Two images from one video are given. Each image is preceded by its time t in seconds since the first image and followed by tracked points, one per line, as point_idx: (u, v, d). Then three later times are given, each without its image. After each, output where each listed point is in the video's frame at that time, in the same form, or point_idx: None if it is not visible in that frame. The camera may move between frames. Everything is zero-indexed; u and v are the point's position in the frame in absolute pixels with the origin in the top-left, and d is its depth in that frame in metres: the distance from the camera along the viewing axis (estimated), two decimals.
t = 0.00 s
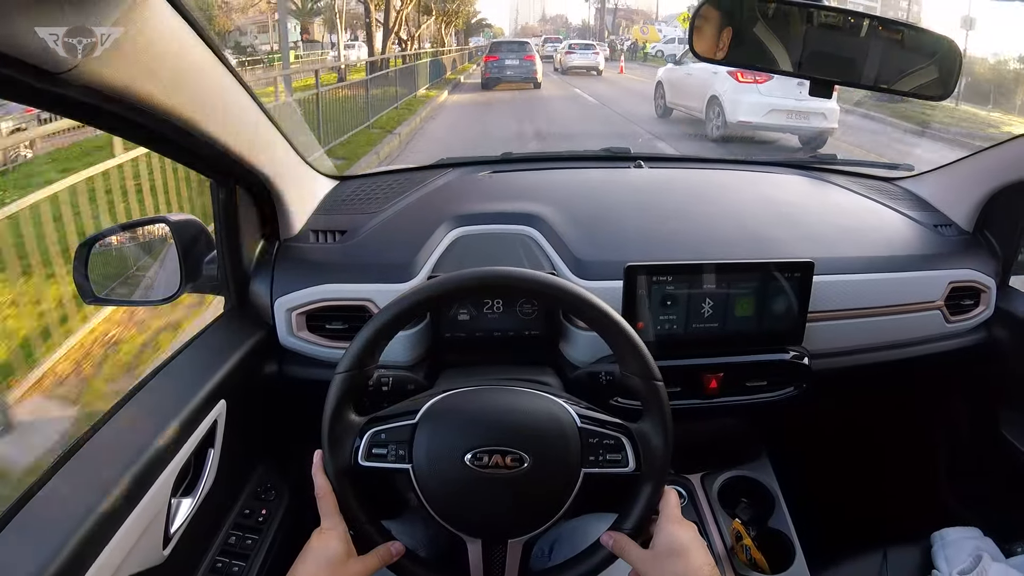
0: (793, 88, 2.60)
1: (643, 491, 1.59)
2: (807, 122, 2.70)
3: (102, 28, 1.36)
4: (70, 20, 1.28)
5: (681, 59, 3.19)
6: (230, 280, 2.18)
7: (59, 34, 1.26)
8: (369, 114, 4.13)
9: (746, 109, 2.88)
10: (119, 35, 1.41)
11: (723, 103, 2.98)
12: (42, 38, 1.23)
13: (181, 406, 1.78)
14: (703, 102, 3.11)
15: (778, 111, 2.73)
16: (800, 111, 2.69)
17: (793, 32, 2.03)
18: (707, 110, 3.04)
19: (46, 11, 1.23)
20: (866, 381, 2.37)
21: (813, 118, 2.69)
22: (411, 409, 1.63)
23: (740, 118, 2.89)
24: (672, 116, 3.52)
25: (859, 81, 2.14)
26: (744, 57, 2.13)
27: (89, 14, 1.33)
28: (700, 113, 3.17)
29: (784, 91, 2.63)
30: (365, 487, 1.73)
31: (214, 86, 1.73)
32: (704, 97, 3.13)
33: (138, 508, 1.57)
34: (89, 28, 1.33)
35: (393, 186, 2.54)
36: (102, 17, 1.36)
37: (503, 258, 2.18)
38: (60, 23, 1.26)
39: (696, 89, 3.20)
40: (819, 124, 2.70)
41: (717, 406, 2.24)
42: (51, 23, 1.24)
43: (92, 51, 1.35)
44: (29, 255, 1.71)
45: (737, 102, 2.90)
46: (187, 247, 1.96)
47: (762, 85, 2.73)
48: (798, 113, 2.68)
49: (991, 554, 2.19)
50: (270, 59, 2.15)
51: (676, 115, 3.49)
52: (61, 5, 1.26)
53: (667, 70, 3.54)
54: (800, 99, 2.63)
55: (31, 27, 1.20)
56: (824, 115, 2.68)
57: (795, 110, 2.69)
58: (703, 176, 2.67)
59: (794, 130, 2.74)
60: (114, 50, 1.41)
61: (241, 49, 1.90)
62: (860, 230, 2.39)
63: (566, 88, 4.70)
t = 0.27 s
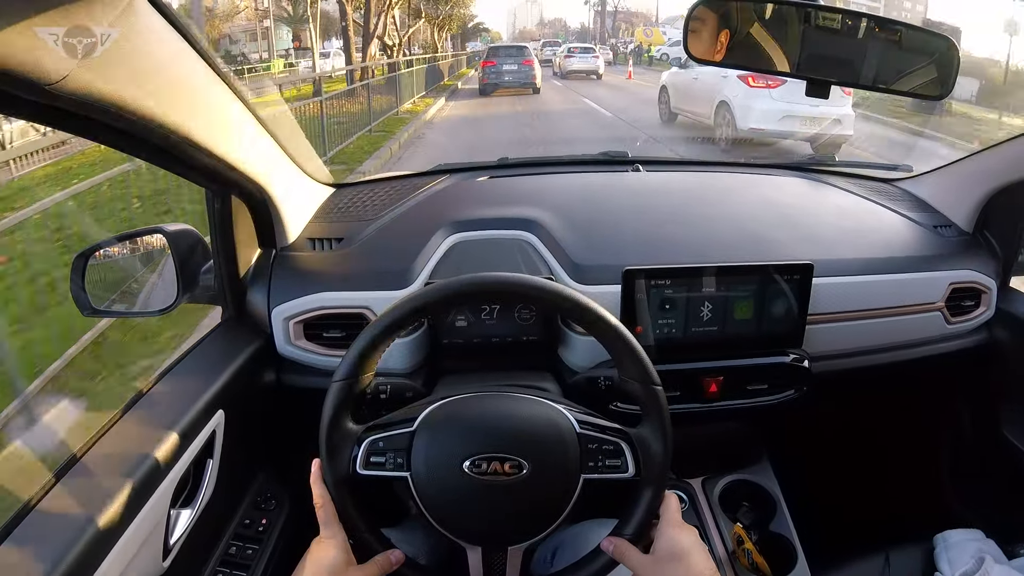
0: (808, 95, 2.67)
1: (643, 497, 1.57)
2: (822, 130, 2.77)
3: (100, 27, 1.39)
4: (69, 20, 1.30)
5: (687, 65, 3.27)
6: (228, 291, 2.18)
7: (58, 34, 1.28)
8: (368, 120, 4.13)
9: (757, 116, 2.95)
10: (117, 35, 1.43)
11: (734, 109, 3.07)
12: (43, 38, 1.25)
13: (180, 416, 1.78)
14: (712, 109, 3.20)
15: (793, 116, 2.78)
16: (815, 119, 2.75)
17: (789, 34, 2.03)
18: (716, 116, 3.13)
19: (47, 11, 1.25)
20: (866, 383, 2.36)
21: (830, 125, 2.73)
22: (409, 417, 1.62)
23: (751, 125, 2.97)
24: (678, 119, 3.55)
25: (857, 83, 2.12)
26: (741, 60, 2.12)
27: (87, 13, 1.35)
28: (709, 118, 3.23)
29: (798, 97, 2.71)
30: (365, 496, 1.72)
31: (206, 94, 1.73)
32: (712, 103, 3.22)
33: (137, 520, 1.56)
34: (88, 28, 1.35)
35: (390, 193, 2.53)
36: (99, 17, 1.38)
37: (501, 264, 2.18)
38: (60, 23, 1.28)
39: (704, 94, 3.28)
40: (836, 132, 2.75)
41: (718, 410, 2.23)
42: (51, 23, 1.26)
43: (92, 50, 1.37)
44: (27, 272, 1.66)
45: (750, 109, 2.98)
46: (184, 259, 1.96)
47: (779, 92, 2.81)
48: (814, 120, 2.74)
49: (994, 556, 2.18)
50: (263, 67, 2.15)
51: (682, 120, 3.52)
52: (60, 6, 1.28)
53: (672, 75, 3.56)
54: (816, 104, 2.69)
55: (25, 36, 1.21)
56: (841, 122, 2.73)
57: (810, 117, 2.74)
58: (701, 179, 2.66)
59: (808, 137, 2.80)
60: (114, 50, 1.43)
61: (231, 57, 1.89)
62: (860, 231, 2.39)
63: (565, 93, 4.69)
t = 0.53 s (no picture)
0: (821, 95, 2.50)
1: (641, 498, 1.56)
2: (835, 131, 2.64)
3: (102, 28, 1.39)
4: (69, 20, 1.31)
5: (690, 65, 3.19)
6: (223, 295, 2.17)
7: (59, 34, 1.30)
8: (366, 122, 4.11)
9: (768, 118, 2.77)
10: (118, 37, 1.44)
11: (741, 110, 2.90)
12: (43, 38, 1.27)
13: (177, 421, 1.77)
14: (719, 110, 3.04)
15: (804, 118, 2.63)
16: (828, 120, 2.62)
17: (790, 31, 2.00)
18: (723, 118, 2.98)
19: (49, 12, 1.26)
20: (867, 381, 2.35)
21: (842, 126, 2.64)
22: (405, 419, 1.61)
23: (762, 127, 2.79)
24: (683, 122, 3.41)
25: (852, 77, 2.13)
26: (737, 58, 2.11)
27: (88, 15, 1.36)
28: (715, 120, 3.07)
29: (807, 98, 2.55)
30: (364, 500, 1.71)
31: (201, 98, 1.73)
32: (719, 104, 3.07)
33: (135, 528, 1.56)
34: (88, 28, 1.36)
35: (386, 195, 2.52)
36: (100, 17, 1.39)
37: (498, 265, 2.17)
38: (61, 23, 1.30)
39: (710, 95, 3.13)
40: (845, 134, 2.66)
41: (718, 410, 2.22)
42: (52, 23, 1.28)
43: (92, 51, 1.38)
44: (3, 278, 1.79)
45: (761, 109, 2.79)
46: (179, 263, 1.95)
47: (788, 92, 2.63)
48: (826, 122, 2.61)
49: (996, 555, 2.18)
50: (250, 71, 2.14)
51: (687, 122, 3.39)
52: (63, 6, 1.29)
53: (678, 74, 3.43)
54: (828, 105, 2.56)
55: (20, 40, 1.23)
56: (852, 122, 2.64)
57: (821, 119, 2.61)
58: (700, 178, 2.65)
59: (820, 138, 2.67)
60: (114, 50, 1.44)
61: (222, 61, 1.89)
62: (859, 229, 2.37)
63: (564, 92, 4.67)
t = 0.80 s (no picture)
0: (834, 97, 2.49)
1: (641, 497, 1.56)
2: (847, 133, 2.62)
3: (102, 28, 1.40)
4: (69, 16, 1.31)
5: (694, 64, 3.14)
6: (224, 292, 2.15)
7: (58, 34, 1.29)
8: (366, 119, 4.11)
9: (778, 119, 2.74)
10: (119, 35, 1.44)
11: (750, 110, 2.86)
12: (42, 38, 1.26)
13: (178, 418, 1.77)
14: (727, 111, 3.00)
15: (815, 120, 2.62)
16: (840, 121, 2.60)
17: (790, 32, 2.00)
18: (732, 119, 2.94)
19: (46, 12, 1.25)
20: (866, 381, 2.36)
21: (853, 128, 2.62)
22: (406, 417, 1.61)
23: (774, 129, 2.76)
24: (686, 122, 3.36)
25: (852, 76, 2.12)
26: (739, 57, 2.11)
27: (88, 15, 1.36)
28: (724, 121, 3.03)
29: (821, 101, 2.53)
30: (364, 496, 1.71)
31: (202, 95, 1.73)
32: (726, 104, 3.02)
33: (135, 523, 1.56)
34: (88, 27, 1.36)
35: (387, 192, 2.52)
36: (100, 16, 1.39)
37: (499, 263, 2.16)
38: (60, 23, 1.29)
39: (716, 96, 3.08)
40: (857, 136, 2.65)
41: (717, 409, 2.22)
42: (50, 23, 1.27)
43: (92, 50, 1.38)
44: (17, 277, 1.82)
45: (772, 110, 2.76)
46: (180, 260, 1.95)
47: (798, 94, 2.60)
48: (839, 124, 2.59)
49: (995, 556, 2.19)
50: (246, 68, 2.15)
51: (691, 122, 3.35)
52: (62, 7, 1.28)
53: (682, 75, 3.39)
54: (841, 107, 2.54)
55: (23, 43, 1.22)
56: (865, 125, 2.63)
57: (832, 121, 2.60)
58: (701, 177, 2.65)
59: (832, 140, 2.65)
60: (115, 49, 1.44)
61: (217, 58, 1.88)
62: (859, 229, 2.37)
63: (565, 89, 4.67)
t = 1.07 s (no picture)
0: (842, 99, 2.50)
1: (642, 500, 1.55)
2: (854, 136, 2.64)
3: (102, 28, 1.38)
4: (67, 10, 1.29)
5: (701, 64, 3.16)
6: (224, 291, 2.15)
7: (58, 34, 1.28)
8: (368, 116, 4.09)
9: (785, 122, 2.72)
10: (119, 35, 1.43)
11: (756, 112, 2.86)
12: (42, 38, 1.25)
13: (176, 417, 1.76)
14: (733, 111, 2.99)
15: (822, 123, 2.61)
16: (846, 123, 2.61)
17: (793, 33, 1.99)
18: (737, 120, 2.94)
19: (45, 12, 1.24)
20: (868, 384, 2.35)
21: (860, 131, 2.62)
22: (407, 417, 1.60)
23: (780, 131, 2.74)
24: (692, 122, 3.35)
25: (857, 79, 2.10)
26: (742, 57, 2.10)
27: (88, 14, 1.34)
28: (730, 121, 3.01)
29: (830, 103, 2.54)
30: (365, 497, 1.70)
31: (203, 91, 1.72)
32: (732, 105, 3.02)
33: (133, 524, 1.54)
34: (88, 27, 1.35)
35: (388, 191, 2.50)
36: (99, 16, 1.37)
37: (501, 263, 2.15)
38: (59, 23, 1.27)
39: (723, 96, 3.07)
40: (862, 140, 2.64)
41: (718, 410, 2.21)
42: (51, 23, 1.26)
43: (92, 51, 1.37)
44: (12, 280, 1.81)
45: (777, 112, 2.75)
46: (179, 257, 1.94)
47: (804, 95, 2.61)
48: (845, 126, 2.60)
49: (995, 559, 2.19)
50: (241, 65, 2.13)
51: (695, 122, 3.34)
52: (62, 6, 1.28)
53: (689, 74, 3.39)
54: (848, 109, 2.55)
55: (20, 41, 1.21)
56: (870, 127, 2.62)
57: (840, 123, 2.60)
58: (703, 178, 2.64)
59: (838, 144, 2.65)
60: (115, 49, 1.43)
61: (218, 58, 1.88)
62: (862, 231, 2.36)
63: (567, 89, 4.65)
